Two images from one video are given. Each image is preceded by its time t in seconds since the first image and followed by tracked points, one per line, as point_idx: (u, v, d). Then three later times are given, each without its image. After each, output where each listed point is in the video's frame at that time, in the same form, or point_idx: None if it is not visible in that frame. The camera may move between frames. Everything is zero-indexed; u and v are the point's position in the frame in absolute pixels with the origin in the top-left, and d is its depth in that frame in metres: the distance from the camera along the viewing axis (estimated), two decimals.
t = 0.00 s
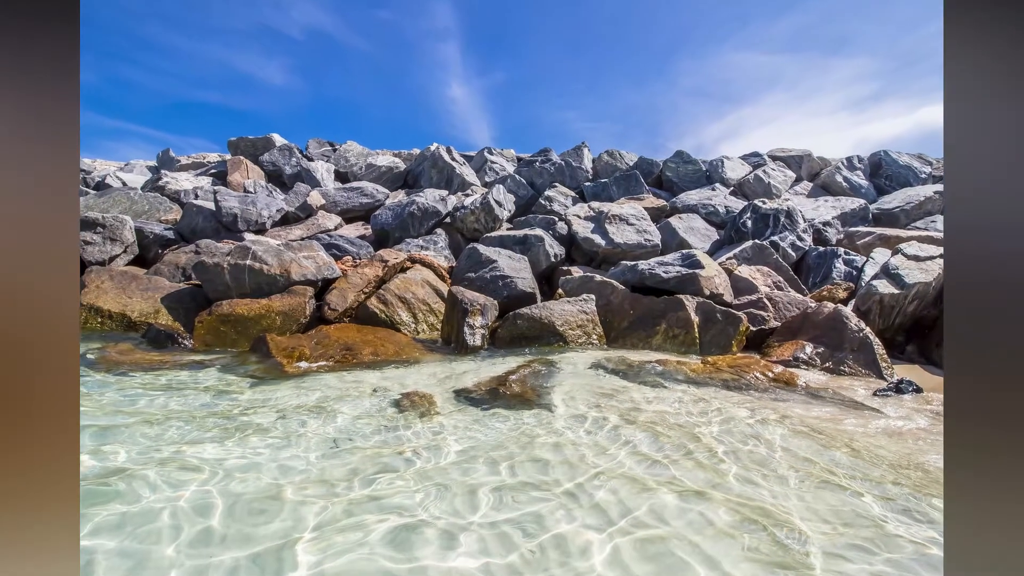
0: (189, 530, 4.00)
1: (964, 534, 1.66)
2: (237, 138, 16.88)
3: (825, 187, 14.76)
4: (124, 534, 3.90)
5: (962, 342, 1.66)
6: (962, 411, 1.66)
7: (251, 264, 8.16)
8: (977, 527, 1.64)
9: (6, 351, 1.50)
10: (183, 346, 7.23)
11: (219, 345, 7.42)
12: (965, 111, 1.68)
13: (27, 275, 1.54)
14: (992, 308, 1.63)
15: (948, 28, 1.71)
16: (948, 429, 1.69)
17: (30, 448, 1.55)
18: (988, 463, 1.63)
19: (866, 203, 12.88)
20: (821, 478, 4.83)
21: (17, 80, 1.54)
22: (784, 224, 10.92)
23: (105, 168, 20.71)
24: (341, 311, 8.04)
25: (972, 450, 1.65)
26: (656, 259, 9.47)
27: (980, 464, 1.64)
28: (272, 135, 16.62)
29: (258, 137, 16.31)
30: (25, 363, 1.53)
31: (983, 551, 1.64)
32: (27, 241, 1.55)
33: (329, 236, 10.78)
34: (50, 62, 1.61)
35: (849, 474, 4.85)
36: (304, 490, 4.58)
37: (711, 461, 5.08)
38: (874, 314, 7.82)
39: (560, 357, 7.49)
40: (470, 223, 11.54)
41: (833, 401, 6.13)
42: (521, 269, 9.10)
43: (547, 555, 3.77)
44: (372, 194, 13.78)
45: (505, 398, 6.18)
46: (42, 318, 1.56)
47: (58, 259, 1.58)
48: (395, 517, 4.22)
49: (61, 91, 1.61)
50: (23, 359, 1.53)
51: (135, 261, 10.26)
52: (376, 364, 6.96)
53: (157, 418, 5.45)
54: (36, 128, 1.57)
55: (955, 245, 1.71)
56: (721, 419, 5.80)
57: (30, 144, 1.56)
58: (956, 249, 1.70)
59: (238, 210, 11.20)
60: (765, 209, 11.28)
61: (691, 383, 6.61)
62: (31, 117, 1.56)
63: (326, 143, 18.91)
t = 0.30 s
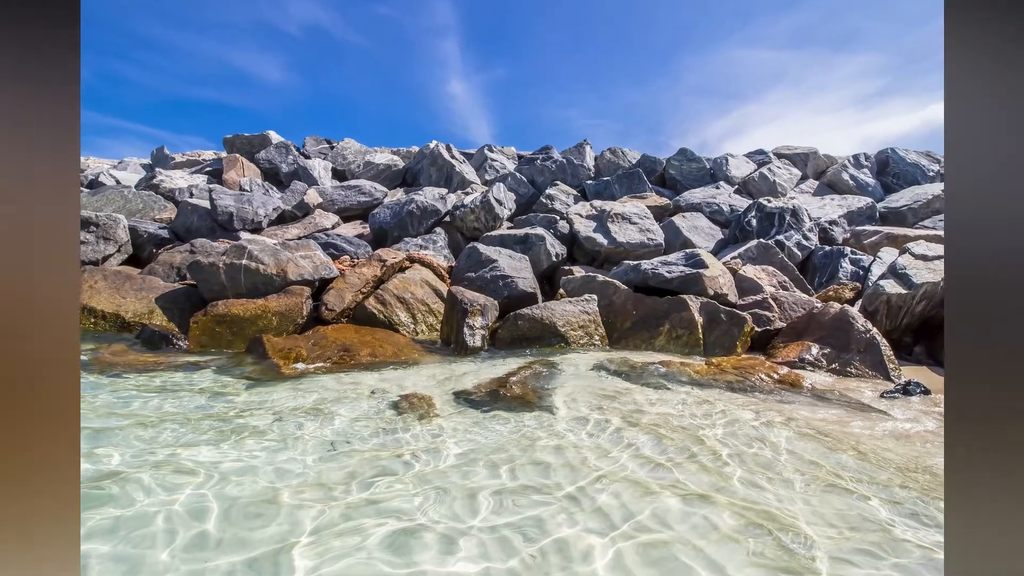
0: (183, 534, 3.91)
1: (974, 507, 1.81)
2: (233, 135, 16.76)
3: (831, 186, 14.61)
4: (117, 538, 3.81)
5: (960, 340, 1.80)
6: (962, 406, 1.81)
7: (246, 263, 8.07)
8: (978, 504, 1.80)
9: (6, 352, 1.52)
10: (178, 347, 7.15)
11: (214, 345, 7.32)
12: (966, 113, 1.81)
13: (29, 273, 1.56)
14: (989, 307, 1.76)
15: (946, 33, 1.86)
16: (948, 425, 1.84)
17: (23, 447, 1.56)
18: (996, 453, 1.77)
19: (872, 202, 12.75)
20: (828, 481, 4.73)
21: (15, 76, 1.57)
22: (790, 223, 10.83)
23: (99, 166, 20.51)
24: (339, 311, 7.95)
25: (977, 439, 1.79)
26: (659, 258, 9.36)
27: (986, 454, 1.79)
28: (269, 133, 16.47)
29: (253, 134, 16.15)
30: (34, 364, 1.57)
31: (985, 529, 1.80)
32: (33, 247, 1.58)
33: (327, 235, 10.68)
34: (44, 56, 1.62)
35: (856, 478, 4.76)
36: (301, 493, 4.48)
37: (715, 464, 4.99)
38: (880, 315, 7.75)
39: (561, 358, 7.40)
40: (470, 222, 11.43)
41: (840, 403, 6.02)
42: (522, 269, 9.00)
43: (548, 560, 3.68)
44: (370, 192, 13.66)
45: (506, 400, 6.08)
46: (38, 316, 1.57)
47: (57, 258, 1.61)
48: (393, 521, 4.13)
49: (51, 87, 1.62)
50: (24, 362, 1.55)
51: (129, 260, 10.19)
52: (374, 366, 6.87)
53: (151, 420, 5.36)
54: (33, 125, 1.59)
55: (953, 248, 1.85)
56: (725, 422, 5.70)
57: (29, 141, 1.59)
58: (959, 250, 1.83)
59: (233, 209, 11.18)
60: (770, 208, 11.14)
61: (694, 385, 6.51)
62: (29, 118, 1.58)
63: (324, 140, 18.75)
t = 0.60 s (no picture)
0: (177, 539, 3.81)
1: (967, 498, 2.05)
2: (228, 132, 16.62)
3: (837, 183, 14.47)
4: (110, 543, 3.71)
5: (959, 345, 2.06)
6: (961, 408, 2.07)
7: (242, 263, 7.96)
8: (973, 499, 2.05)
9: (9, 353, 1.73)
10: (172, 348, 7.07)
11: (209, 347, 7.22)
12: (970, 113, 2.06)
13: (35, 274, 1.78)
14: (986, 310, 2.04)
15: (950, 32, 2.09)
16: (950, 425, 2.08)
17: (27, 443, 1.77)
18: (984, 450, 2.05)
19: (879, 200, 12.62)
20: (833, 485, 4.63)
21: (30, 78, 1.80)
22: (795, 221, 10.71)
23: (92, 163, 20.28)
24: (336, 312, 7.85)
25: (975, 439, 2.05)
26: (661, 258, 9.26)
27: (975, 450, 2.06)
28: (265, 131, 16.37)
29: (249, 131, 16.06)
30: (35, 365, 1.77)
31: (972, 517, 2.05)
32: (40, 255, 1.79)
33: (324, 234, 10.58)
34: (44, 57, 1.83)
35: (862, 481, 4.66)
36: (297, 497, 4.38)
37: (719, 468, 4.89)
38: (887, 315, 7.69)
39: (563, 360, 7.30)
40: (469, 221, 11.31)
41: (846, 406, 5.92)
42: (522, 269, 8.90)
43: (549, 565, 3.59)
44: (368, 190, 13.54)
45: (506, 402, 5.98)
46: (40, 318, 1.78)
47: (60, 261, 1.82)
48: (391, 525, 4.03)
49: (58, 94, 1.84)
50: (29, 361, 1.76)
51: (122, 259, 10.08)
52: (371, 367, 6.77)
53: (145, 423, 5.27)
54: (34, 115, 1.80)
55: (955, 252, 2.10)
56: (729, 424, 5.60)
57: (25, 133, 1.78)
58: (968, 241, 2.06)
59: (228, 207, 11.09)
60: (774, 207, 11.01)
61: (698, 387, 6.40)
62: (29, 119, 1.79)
63: (321, 138, 18.60)
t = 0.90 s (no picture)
0: (171, 543, 3.72)
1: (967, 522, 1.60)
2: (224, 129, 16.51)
3: (843, 181, 14.38)
4: (103, 547, 3.62)
5: (956, 341, 1.62)
6: (969, 414, 1.61)
7: (237, 262, 7.87)
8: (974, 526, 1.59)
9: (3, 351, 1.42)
10: (166, 349, 6.99)
11: (203, 348, 7.13)
12: (972, 113, 1.59)
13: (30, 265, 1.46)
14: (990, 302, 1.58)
15: (946, 30, 1.63)
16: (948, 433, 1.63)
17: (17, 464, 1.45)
18: (988, 471, 1.59)
19: (886, 199, 12.52)
20: (840, 488, 4.54)
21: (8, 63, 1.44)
22: (800, 220, 10.68)
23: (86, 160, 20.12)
24: (332, 313, 7.76)
25: (976, 443, 1.60)
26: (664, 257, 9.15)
27: (978, 471, 1.59)
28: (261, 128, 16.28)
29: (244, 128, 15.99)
30: (34, 365, 1.46)
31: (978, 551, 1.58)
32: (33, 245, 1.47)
33: (320, 233, 10.49)
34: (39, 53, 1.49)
35: (869, 485, 4.56)
36: (293, 501, 4.29)
37: (723, 471, 4.79)
38: (895, 316, 7.65)
39: (564, 361, 7.21)
40: (468, 219, 11.20)
41: (853, 408, 5.82)
42: (522, 268, 8.80)
43: (550, 570, 3.50)
44: (365, 189, 13.44)
45: (506, 404, 5.88)
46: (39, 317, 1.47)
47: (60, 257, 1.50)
48: (389, 530, 3.94)
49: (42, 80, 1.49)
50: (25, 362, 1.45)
51: (115, 259, 9.99)
52: (369, 369, 6.68)
53: (138, 425, 5.17)
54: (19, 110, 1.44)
55: (950, 249, 1.64)
56: (733, 427, 5.50)
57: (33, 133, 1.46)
58: (963, 251, 1.61)
59: (223, 206, 11.05)
60: (779, 205, 10.93)
61: (702, 389, 6.30)
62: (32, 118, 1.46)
63: (318, 135, 18.45)
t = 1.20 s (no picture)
0: (164, 548, 3.63)
1: (968, 535, 1.41)
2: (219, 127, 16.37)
3: (849, 179, 14.27)
4: (95, 552, 3.53)
5: (956, 341, 1.42)
6: (963, 414, 1.41)
7: (232, 262, 7.77)
8: (972, 540, 1.41)
9: None
10: (159, 350, 6.91)
11: (198, 349, 7.04)
12: (968, 104, 1.42)
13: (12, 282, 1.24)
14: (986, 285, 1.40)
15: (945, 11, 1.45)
16: (946, 435, 1.42)
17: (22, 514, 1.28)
18: (988, 477, 1.39)
19: (893, 197, 12.42)
20: (846, 492, 4.44)
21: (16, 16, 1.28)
22: (806, 219, 10.51)
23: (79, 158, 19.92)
24: (329, 313, 7.67)
25: (974, 450, 1.40)
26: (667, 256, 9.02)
27: (980, 477, 1.39)
28: (257, 126, 16.18)
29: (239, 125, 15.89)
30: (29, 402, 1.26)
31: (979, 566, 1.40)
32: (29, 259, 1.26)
33: (316, 232, 10.42)
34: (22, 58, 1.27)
35: (875, 489, 4.46)
36: (289, 505, 4.19)
37: (727, 475, 4.69)
38: (902, 317, 7.48)
39: (564, 362, 7.11)
40: (467, 218, 11.08)
41: (859, 410, 5.72)
42: (522, 268, 8.70)
43: None
44: (362, 186, 13.31)
45: (506, 406, 5.78)
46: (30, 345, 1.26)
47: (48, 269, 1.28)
48: (387, 534, 3.84)
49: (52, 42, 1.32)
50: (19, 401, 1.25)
51: (107, 259, 9.88)
52: (366, 370, 6.58)
53: (131, 428, 5.08)
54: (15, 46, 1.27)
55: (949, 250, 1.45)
56: (738, 429, 5.40)
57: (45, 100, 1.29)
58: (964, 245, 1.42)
59: (217, 204, 11.00)
60: (784, 203, 10.82)
61: (705, 391, 6.20)
62: (40, 84, 1.28)
63: (314, 132, 18.28)
